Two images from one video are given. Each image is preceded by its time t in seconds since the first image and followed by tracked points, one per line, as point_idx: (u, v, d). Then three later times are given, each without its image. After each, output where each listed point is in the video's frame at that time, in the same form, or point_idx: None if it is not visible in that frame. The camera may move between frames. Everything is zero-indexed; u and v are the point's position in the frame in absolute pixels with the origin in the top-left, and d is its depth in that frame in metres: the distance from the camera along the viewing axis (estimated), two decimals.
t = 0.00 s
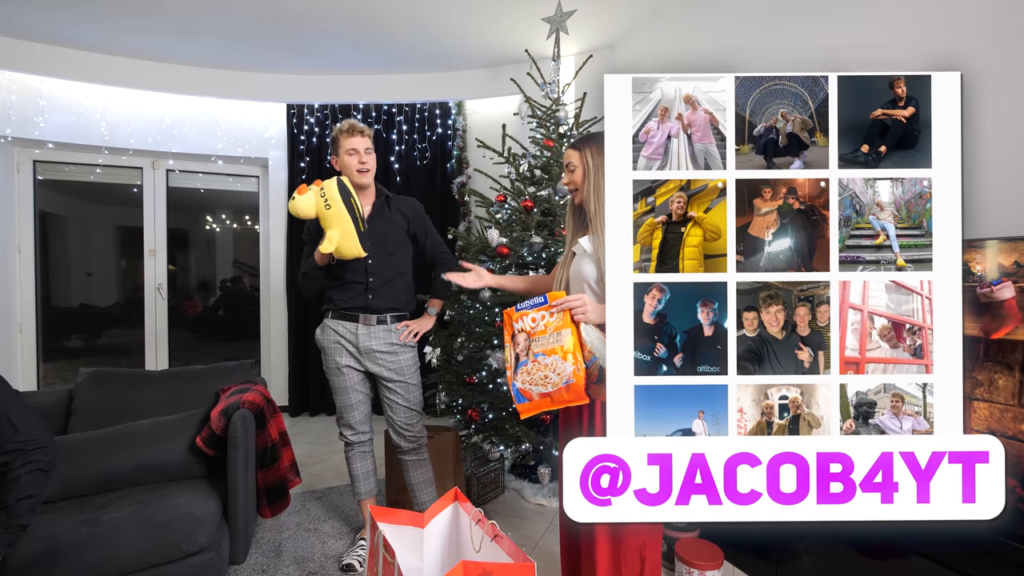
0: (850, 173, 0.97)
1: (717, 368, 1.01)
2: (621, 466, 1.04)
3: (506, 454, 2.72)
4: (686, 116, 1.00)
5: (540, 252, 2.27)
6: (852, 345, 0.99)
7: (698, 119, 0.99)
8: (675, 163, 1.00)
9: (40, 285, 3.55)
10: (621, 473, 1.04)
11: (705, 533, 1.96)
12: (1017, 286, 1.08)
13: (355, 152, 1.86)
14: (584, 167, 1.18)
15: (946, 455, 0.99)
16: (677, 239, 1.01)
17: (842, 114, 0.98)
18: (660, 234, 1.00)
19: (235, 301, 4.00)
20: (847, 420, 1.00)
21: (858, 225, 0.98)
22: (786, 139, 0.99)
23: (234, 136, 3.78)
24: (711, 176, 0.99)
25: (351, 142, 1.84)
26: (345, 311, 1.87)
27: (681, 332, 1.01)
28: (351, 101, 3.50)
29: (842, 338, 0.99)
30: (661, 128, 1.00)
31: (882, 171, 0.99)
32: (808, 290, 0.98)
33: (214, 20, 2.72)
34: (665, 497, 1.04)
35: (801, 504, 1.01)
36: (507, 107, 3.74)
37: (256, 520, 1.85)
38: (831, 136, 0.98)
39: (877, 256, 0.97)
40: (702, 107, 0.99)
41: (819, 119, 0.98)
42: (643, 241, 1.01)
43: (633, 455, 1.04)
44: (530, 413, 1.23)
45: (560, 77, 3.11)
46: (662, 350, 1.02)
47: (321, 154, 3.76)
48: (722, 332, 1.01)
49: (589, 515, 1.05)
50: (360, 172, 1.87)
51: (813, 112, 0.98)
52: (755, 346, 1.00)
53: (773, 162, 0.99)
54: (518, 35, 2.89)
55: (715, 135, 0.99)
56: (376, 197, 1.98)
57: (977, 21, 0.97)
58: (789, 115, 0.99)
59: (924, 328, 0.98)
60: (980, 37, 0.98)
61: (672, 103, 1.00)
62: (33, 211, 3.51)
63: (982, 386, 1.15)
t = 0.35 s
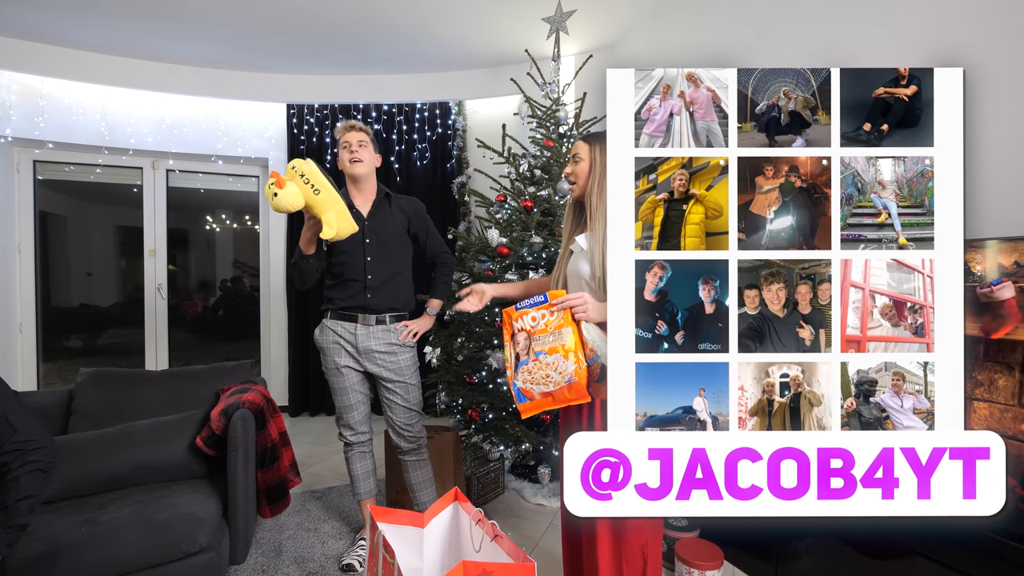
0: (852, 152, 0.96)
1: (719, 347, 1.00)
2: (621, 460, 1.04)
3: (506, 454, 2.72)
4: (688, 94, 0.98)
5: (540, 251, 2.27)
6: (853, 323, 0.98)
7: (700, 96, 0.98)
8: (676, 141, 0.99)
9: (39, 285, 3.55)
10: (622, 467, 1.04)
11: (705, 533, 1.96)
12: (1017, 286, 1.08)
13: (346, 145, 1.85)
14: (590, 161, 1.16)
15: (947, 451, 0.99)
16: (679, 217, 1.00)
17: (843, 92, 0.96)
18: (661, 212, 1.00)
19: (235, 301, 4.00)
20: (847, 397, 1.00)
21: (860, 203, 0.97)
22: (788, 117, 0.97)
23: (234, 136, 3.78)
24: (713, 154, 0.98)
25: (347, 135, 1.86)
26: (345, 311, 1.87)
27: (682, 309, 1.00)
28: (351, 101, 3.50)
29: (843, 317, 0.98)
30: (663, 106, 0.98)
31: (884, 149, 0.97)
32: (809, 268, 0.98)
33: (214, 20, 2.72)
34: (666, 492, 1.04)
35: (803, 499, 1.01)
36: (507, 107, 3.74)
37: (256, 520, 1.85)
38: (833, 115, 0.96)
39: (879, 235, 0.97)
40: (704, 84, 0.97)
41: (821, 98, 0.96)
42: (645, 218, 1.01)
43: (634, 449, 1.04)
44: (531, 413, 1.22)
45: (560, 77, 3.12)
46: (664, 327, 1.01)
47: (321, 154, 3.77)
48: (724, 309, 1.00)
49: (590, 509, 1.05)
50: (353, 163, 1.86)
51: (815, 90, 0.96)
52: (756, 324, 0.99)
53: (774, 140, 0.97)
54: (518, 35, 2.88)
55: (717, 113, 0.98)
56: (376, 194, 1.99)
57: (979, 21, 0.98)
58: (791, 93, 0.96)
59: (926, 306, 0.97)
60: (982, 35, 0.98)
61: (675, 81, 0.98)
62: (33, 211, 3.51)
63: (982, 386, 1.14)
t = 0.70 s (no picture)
0: (849, 108, 0.97)
1: (713, 301, 1.01)
2: (615, 458, 1.04)
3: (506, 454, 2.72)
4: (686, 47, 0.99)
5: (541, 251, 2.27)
6: (848, 279, 0.98)
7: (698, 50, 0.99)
8: (674, 96, 1.00)
9: (39, 285, 3.55)
10: (615, 465, 1.04)
11: (705, 533, 1.96)
12: (1017, 286, 1.08)
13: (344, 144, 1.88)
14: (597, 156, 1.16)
15: (940, 452, 0.99)
16: (675, 170, 1.01)
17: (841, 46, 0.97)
18: (657, 165, 1.00)
19: (235, 301, 4.00)
20: (842, 352, 0.99)
21: (856, 158, 0.97)
22: (785, 72, 0.98)
23: (234, 136, 3.78)
24: (709, 109, 0.99)
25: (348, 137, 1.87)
26: (344, 310, 1.87)
27: (677, 263, 1.01)
28: (351, 101, 3.50)
29: (838, 273, 0.98)
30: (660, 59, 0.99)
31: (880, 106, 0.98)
32: (804, 224, 0.98)
33: (214, 20, 2.72)
34: (659, 490, 1.03)
35: (795, 499, 1.01)
36: (507, 107, 3.74)
37: (256, 519, 1.85)
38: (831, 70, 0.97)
39: (875, 191, 0.98)
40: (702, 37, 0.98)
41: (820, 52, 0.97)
42: (641, 172, 1.01)
43: (627, 447, 1.04)
44: (526, 414, 1.24)
45: (560, 77, 3.12)
46: (659, 281, 1.01)
47: (321, 153, 3.77)
48: (718, 264, 1.01)
49: (582, 507, 1.05)
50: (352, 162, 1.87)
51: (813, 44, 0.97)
52: (751, 279, 1.00)
53: (771, 96, 0.98)
54: (518, 35, 2.89)
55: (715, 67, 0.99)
56: (378, 194, 1.98)
57: (979, 21, 0.98)
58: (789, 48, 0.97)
59: (920, 263, 0.97)
60: (982, 36, 0.98)
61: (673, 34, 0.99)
62: (33, 211, 3.51)
63: (981, 386, 1.14)
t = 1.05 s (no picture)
0: (845, 93, 0.97)
1: (710, 285, 1.01)
2: (610, 460, 1.04)
3: (506, 454, 2.72)
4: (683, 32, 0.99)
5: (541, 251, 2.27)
6: (844, 264, 0.98)
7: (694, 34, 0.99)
8: (670, 81, 1.00)
9: (39, 285, 3.55)
10: (611, 467, 1.04)
11: (704, 533, 1.96)
12: (1017, 286, 1.08)
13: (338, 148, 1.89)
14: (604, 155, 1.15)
15: (936, 455, 0.99)
16: (671, 155, 1.01)
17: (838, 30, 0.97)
18: (654, 149, 1.00)
19: (235, 301, 4.00)
20: (838, 337, 1.00)
21: (853, 143, 0.98)
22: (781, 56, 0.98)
23: (234, 137, 3.78)
24: (706, 93, 0.99)
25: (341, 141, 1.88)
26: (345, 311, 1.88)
27: (674, 249, 1.01)
28: (350, 101, 3.50)
29: (835, 258, 0.99)
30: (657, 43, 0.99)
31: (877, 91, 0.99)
32: (801, 209, 0.98)
33: (214, 20, 2.72)
34: (655, 492, 1.03)
35: (791, 501, 1.01)
36: (507, 107, 3.74)
37: (256, 519, 1.85)
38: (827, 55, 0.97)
39: (871, 175, 0.98)
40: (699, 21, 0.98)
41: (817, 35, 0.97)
42: (637, 156, 1.01)
43: (623, 449, 1.04)
44: (524, 422, 1.23)
45: (560, 77, 3.13)
46: (655, 266, 1.01)
47: (321, 154, 3.76)
48: (715, 249, 1.00)
49: (578, 509, 1.05)
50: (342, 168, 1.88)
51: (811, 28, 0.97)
52: (747, 264, 1.00)
53: (767, 80, 0.98)
54: (518, 35, 2.89)
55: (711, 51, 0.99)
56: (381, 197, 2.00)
57: (977, 25, 0.98)
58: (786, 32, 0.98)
59: (917, 248, 0.97)
60: (982, 40, 0.99)
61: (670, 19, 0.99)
62: (33, 211, 3.51)
63: (981, 386, 1.14)
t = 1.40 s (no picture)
0: (847, 75, 0.97)
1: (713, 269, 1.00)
2: (614, 462, 1.04)
3: (506, 454, 2.72)
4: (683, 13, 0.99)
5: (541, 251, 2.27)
6: (847, 247, 0.98)
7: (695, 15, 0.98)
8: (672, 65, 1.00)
9: (39, 285, 3.55)
10: (614, 469, 1.04)
11: (704, 533, 1.96)
12: (1017, 286, 1.09)
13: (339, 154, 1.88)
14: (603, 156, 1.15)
15: (939, 455, 0.99)
16: (673, 139, 1.01)
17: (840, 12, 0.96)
18: (657, 133, 1.00)
19: (235, 301, 4.00)
20: (841, 321, 0.99)
21: (855, 126, 0.98)
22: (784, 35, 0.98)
23: (234, 137, 3.78)
24: (708, 76, 0.99)
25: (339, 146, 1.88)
26: (349, 312, 1.88)
27: (676, 232, 1.01)
28: (350, 101, 3.50)
29: (837, 241, 0.98)
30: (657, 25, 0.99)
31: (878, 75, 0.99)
32: (803, 192, 0.98)
33: (214, 20, 2.72)
34: (658, 494, 1.03)
35: (795, 502, 1.01)
36: (507, 107, 3.74)
37: (256, 520, 1.84)
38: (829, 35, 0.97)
39: (874, 158, 0.97)
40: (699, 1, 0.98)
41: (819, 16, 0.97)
42: (640, 140, 1.01)
43: (626, 451, 1.04)
44: (531, 429, 1.22)
45: (560, 77, 3.13)
46: (658, 250, 1.01)
47: (321, 154, 3.76)
48: (717, 233, 1.00)
49: (583, 510, 1.05)
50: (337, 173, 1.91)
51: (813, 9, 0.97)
52: (750, 247, 0.99)
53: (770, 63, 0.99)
54: (518, 34, 2.88)
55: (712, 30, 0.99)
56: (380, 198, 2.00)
57: (978, 24, 0.98)
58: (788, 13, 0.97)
59: (920, 231, 0.97)
60: (982, 40, 0.99)
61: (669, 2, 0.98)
62: (33, 211, 3.51)
63: (981, 386, 1.14)
